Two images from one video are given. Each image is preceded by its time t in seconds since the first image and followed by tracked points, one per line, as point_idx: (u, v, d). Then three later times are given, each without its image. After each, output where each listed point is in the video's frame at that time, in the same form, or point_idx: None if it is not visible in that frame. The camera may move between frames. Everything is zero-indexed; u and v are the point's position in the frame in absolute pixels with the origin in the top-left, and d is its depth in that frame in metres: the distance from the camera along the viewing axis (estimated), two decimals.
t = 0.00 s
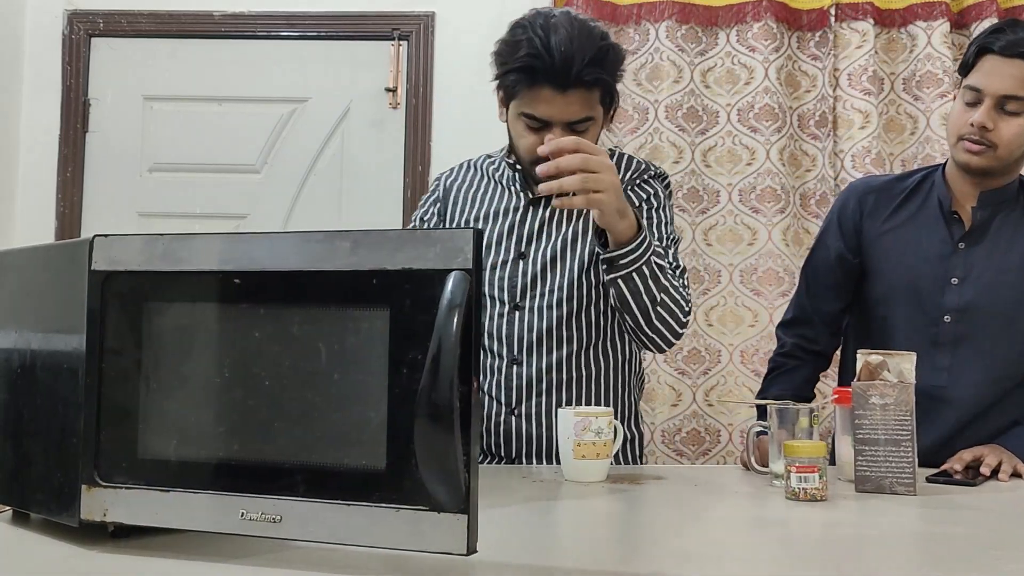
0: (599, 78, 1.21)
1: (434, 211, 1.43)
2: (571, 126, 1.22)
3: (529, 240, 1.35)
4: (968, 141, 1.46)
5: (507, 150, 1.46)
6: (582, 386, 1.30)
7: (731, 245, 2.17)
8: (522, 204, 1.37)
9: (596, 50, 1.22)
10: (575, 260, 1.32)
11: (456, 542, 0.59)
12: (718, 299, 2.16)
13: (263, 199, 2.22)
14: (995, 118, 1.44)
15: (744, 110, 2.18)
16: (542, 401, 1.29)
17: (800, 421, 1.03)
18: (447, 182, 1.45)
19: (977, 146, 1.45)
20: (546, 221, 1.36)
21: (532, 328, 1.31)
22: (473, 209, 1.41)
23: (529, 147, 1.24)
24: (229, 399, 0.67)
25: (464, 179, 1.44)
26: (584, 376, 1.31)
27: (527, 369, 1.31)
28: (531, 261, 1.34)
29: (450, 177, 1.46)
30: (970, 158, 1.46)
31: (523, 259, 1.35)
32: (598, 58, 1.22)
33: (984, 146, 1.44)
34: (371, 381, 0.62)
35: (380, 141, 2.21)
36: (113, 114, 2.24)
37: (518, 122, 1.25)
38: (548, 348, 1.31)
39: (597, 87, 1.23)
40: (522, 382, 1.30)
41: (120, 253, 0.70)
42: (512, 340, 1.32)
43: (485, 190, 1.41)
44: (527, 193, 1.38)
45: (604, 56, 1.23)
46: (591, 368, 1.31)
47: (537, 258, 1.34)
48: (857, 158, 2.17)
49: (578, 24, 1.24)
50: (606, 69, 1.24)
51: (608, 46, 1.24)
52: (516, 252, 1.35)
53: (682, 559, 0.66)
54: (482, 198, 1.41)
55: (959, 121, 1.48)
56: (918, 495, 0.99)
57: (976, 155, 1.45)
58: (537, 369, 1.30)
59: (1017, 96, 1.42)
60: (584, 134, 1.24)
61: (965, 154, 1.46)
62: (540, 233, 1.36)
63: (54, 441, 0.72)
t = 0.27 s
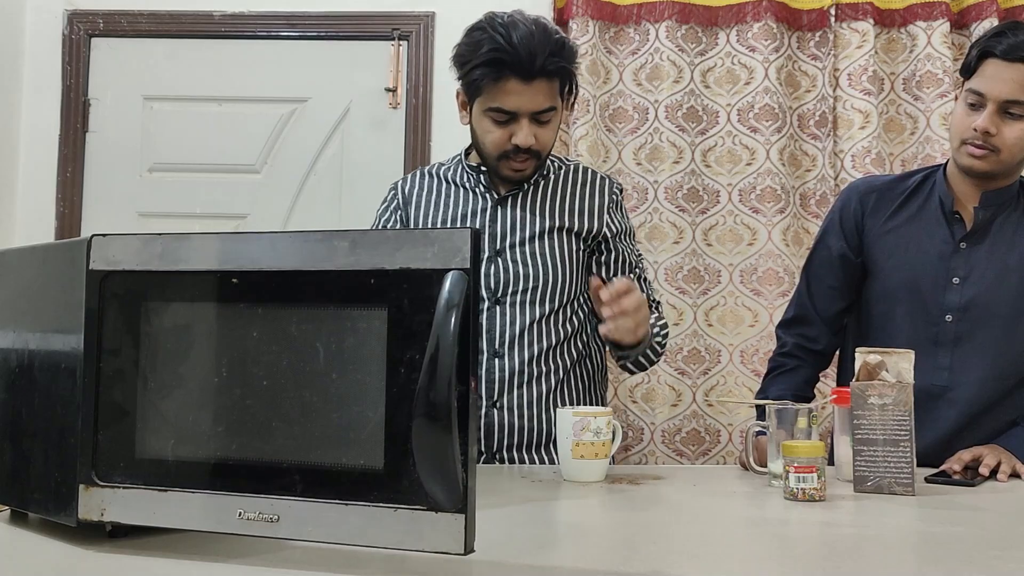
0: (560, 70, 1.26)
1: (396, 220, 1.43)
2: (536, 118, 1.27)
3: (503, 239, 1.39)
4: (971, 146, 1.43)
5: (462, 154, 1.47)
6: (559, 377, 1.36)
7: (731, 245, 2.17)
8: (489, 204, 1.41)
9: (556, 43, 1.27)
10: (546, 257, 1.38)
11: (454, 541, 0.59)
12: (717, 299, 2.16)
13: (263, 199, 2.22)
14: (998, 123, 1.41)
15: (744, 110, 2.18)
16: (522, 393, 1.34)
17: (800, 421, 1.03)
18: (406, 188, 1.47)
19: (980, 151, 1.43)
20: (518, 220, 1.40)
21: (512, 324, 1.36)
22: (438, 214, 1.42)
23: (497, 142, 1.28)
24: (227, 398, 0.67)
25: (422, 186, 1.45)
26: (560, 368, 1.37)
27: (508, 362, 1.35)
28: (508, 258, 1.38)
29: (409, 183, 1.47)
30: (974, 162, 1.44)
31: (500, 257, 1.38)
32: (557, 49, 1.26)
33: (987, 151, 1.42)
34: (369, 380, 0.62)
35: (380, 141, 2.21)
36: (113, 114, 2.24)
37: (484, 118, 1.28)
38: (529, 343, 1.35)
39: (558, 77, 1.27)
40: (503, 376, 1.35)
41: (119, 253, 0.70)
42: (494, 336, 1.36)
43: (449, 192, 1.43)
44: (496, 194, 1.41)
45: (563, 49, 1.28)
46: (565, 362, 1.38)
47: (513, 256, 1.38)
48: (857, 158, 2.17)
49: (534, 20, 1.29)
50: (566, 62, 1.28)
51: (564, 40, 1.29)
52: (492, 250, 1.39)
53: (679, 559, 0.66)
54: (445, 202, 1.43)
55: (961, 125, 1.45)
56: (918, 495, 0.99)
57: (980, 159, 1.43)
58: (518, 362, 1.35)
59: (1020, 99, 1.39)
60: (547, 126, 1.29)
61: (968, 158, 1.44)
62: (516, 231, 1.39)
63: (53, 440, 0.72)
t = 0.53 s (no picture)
0: (555, 73, 1.26)
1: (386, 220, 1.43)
2: (530, 121, 1.27)
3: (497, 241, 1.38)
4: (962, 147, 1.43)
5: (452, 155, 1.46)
6: (547, 379, 1.36)
7: (731, 245, 2.18)
8: (481, 207, 1.40)
9: (551, 47, 1.27)
10: (539, 260, 1.37)
11: (455, 541, 0.59)
12: (717, 298, 2.16)
13: (263, 199, 2.21)
14: (990, 124, 1.39)
15: (744, 110, 2.18)
16: (513, 394, 1.33)
17: (800, 421, 1.03)
18: (396, 188, 1.45)
19: (973, 151, 1.41)
20: (512, 223, 1.39)
21: (505, 326, 1.35)
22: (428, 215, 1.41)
23: (491, 143, 1.28)
24: (227, 398, 0.67)
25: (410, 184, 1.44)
26: (548, 371, 1.37)
27: (501, 363, 1.34)
28: (501, 260, 1.37)
29: (399, 183, 1.46)
30: (965, 163, 1.43)
31: (495, 259, 1.37)
32: (552, 53, 1.27)
33: (980, 152, 1.41)
34: (371, 380, 0.62)
35: (380, 141, 2.21)
36: (113, 114, 2.24)
37: (478, 121, 1.28)
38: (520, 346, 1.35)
39: (553, 80, 1.28)
40: (494, 377, 1.34)
41: (119, 253, 0.70)
42: (487, 336, 1.35)
43: (439, 195, 1.42)
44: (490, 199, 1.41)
45: (558, 53, 1.28)
46: (552, 366, 1.38)
47: (507, 258, 1.37)
48: (857, 158, 2.17)
49: (530, 23, 1.29)
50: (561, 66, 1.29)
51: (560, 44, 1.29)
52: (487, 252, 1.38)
53: (680, 559, 0.66)
54: (436, 203, 1.42)
55: (953, 125, 1.44)
56: (918, 495, 0.99)
57: (973, 160, 1.42)
58: (511, 364, 1.34)
59: (1012, 100, 1.37)
60: (541, 130, 1.29)
61: (960, 159, 1.44)
62: (509, 234, 1.38)
63: (53, 440, 0.72)
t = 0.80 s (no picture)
0: (569, 66, 1.26)
1: (397, 215, 1.43)
2: (542, 114, 1.27)
3: (506, 240, 1.39)
4: (927, 143, 1.43)
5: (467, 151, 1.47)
6: (556, 379, 1.36)
7: (731, 245, 2.17)
8: (492, 205, 1.41)
9: (565, 41, 1.27)
10: (547, 260, 1.37)
11: (454, 541, 0.59)
12: (718, 298, 2.16)
13: (263, 199, 2.21)
14: (951, 120, 1.41)
15: (744, 110, 2.18)
16: (516, 394, 1.33)
17: (800, 421, 1.03)
18: (410, 183, 1.46)
19: (935, 147, 1.43)
20: (522, 222, 1.39)
21: (510, 325, 1.35)
22: (438, 211, 1.42)
23: (503, 135, 1.27)
24: (226, 398, 0.67)
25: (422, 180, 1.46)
26: (556, 371, 1.36)
27: (505, 362, 1.34)
28: (509, 259, 1.38)
29: (414, 178, 1.47)
30: (930, 160, 1.44)
31: (503, 258, 1.38)
32: (566, 47, 1.27)
33: (942, 147, 1.42)
34: (370, 380, 0.62)
35: (380, 141, 2.21)
36: (113, 114, 2.24)
37: (490, 113, 1.28)
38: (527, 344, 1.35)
39: (566, 74, 1.28)
40: (499, 375, 1.34)
41: (118, 253, 0.70)
42: (492, 334, 1.35)
43: (452, 191, 1.43)
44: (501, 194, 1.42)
45: (573, 46, 1.29)
46: (560, 366, 1.37)
47: (516, 258, 1.37)
48: (857, 157, 2.17)
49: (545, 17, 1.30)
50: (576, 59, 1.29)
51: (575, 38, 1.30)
52: (494, 251, 1.38)
53: (678, 559, 0.66)
54: (447, 199, 1.43)
55: (914, 123, 1.45)
56: (918, 495, 0.99)
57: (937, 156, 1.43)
58: (517, 363, 1.34)
59: (970, 95, 1.40)
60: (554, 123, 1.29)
61: (925, 156, 1.44)
62: (518, 233, 1.39)
63: (52, 439, 0.72)
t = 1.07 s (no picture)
0: (578, 52, 1.27)
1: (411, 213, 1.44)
2: (552, 100, 1.26)
3: (518, 239, 1.38)
4: (878, 142, 1.39)
5: (483, 149, 1.46)
6: (569, 379, 1.35)
7: (732, 245, 2.17)
8: (506, 203, 1.40)
9: (576, 28, 1.29)
10: (560, 259, 1.37)
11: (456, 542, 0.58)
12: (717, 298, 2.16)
13: (263, 199, 2.21)
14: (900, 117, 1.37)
15: (744, 110, 2.18)
16: (528, 394, 1.33)
17: (800, 421, 1.03)
18: (425, 183, 1.47)
19: (886, 145, 1.39)
20: (534, 220, 1.39)
21: (522, 324, 1.35)
22: (450, 210, 1.42)
23: (514, 122, 1.27)
24: (227, 398, 0.67)
25: (435, 179, 1.47)
26: (568, 371, 1.35)
27: (516, 362, 1.34)
28: (522, 258, 1.37)
29: (430, 177, 1.48)
30: (882, 158, 1.40)
31: (514, 256, 1.37)
32: (575, 33, 1.28)
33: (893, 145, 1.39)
34: (371, 380, 0.62)
35: (379, 141, 2.21)
36: (113, 114, 2.24)
37: (501, 100, 1.28)
38: (539, 344, 1.34)
39: (577, 61, 1.28)
40: (510, 375, 1.34)
41: (119, 253, 0.70)
42: (502, 334, 1.35)
43: (466, 189, 1.43)
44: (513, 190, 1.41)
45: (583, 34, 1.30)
46: (572, 365, 1.36)
47: (528, 256, 1.37)
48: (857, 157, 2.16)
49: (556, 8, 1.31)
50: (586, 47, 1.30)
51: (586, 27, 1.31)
52: (505, 250, 1.38)
53: (678, 559, 0.66)
54: (461, 198, 1.43)
55: (862, 121, 1.41)
56: (919, 495, 0.99)
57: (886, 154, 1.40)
58: (527, 363, 1.34)
59: (917, 92, 1.36)
60: (567, 110, 1.28)
61: (876, 155, 1.40)
62: (530, 232, 1.38)
63: (53, 439, 0.72)
